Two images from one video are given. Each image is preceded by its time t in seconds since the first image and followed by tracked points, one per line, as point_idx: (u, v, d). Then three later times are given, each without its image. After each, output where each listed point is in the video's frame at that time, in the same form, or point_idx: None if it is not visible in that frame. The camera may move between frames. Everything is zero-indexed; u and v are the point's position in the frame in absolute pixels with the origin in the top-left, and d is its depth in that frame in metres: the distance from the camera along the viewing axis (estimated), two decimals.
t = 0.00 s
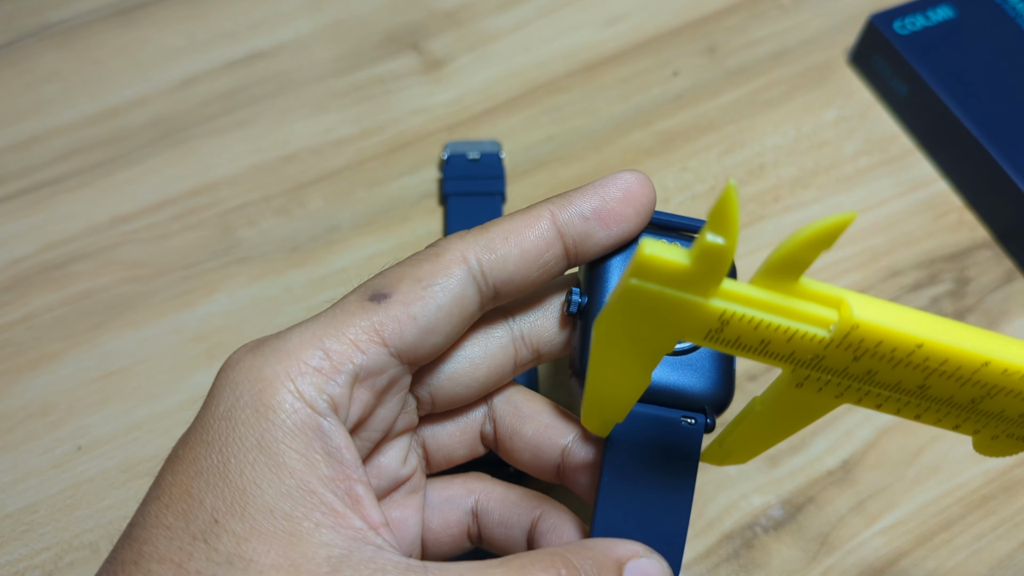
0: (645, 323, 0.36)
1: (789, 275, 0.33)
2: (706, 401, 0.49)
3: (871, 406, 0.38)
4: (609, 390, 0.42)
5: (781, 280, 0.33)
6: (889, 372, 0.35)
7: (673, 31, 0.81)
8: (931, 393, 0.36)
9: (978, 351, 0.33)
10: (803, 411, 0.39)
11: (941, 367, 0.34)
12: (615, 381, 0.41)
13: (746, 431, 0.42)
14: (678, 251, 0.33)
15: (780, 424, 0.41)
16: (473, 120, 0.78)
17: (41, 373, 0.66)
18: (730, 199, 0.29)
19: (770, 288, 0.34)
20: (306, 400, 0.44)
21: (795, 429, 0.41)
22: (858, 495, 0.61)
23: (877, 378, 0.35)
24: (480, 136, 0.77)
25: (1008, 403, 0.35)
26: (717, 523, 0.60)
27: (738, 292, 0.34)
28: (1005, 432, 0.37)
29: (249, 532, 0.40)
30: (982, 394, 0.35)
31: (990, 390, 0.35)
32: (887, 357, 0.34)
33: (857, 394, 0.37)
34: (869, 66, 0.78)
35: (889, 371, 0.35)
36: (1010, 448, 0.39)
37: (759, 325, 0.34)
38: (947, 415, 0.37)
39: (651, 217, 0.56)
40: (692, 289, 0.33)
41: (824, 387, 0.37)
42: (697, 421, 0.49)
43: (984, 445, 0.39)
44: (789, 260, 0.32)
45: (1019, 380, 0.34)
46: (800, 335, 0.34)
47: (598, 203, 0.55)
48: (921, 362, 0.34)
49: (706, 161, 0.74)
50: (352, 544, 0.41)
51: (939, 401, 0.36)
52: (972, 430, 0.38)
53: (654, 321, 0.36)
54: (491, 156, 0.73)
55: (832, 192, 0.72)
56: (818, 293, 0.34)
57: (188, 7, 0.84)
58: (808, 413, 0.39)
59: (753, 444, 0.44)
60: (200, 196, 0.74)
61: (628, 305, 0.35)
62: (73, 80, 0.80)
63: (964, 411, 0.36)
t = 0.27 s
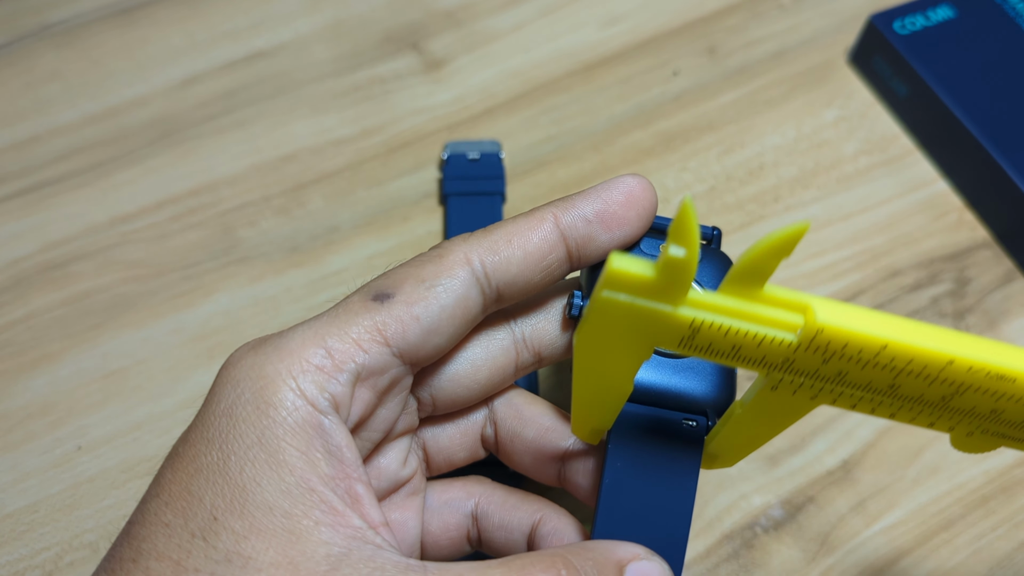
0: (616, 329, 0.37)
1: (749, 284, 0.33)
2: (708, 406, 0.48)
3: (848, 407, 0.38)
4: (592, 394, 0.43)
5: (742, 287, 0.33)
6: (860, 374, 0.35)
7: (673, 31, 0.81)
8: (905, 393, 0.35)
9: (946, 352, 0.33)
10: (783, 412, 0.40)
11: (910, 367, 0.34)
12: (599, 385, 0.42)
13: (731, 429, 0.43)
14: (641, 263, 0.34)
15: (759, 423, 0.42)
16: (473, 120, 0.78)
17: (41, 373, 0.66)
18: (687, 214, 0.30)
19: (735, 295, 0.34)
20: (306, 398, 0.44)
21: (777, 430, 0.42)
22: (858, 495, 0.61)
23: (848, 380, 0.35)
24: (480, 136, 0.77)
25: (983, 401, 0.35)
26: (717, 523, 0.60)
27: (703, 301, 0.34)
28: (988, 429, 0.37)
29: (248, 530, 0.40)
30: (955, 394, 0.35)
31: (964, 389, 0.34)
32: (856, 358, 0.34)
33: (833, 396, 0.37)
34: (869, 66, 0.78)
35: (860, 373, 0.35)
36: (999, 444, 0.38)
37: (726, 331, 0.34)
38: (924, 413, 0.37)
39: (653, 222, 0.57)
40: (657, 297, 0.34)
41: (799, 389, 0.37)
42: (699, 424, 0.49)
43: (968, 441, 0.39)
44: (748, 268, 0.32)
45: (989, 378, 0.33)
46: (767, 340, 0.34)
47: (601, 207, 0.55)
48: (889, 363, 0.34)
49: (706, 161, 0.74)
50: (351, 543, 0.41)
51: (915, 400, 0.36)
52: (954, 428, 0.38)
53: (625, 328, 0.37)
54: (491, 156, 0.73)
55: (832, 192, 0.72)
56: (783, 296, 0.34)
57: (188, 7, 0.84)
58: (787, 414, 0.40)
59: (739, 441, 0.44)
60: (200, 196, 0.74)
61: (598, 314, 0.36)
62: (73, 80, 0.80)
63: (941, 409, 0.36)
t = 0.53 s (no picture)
0: (620, 307, 0.37)
1: (748, 246, 0.35)
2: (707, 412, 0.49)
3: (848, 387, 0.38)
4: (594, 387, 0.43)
5: (741, 251, 0.35)
6: (859, 346, 0.36)
7: (673, 30, 0.81)
8: (903, 367, 0.37)
9: (941, 316, 0.35)
10: (784, 398, 0.40)
11: (906, 336, 0.35)
12: (602, 376, 0.42)
13: (734, 423, 0.43)
14: (645, 228, 0.35)
15: (763, 414, 0.41)
16: (473, 120, 0.78)
17: (41, 373, 0.66)
18: (685, 170, 0.31)
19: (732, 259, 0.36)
20: (315, 395, 0.44)
21: (782, 419, 0.41)
22: (858, 495, 0.61)
23: (848, 353, 0.37)
24: (480, 137, 0.77)
25: (977, 372, 0.36)
26: (717, 523, 0.60)
27: (705, 268, 0.35)
28: (985, 409, 0.38)
29: (254, 522, 0.40)
30: (951, 366, 0.36)
31: (960, 359, 0.36)
32: (854, 326, 0.36)
33: (835, 375, 0.38)
34: (869, 66, 0.78)
35: (858, 344, 0.36)
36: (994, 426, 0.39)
37: (728, 300, 0.35)
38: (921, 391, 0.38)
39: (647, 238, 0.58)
40: (661, 265, 0.35)
41: (801, 369, 0.38)
42: (700, 429, 0.49)
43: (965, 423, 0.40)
44: (749, 227, 0.34)
45: (981, 345, 0.35)
46: (767, 308, 0.36)
47: (599, 225, 0.57)
48: (887, 330, 0.35)
49: (706, 161, 0.74)
50: (356, 537, 0.41)
51: (913, 375, 0.37)
52: (953, 410, 0.38)
53: (629, 303, 0.37)
54: (491, 156, 0.73)
55: (832, 192, 0.72)
56: (779, 265, 0.36)
57: (188, 7, 0.84)
58: (790, 400, 0.40)
59: (743, 438, 0.44)
60: (200, 196, 0.74)
61: (603, 288, 0.36)
62: (73, 80, 0.80)
63: (938, 384, 0.37)
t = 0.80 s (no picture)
0: (613, 287, 0.40)
1: (730, 223, 0.38)
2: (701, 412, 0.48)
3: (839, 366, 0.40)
4: (590, 374, 0.44)
5: (724, 228, 0.38)
6: (844, 320, 0.39)
7: (673, 30, 0.81)
8: (888, 340, 0.39)
9: (920, 285, 0.37)
10: (777, 380, 0.42)
11: (889, 306, 0.38)
12: (597, 363, 0.43)
13: (730, 411, 0.44)
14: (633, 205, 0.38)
15: (757, 397, 0.43)
16: (473, 120, 0.78)
17: (41, 373, 0.66)
18: (667, 144, 0.33)
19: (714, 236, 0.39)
20: (309, 391, 0.44)
21: (776, 402, 0.43)
22: (858, 495, 0.61)
23: (834, 328, 0.39)
24: (480, 136, 0.77)
25: (960, 342, 0.38)
26: (717, 523, 0.60)
27: (690, 244, 0.38)
28: (972, 383, 0.40)
29: (248, 515, 0.40)
30: (934, 337, 0.38)
31: (941, 329, 0.38)
32: (837, 298, 0.38)
33: (823, 352, 0.40)
34: (869, 66, 0.78)
35: (843, 317, 0.38)
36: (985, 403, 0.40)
37: (714, 274, 0.38)
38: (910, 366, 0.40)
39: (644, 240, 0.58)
40: (649, 241, 0.38)
41: (790, 348, 0.40)
42: (693, 428, 0.48)
43: (955, 402, 0.41)
44: (729, 201, 0.36)
45: (960, 313, 0.37)
46: (753, 282, 0.38)
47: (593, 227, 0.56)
48: (869, 301, 0.38)
49: (706, 161, 0.74)
50: (348, 531, 0.41)
51: (898, 349, 0.39)
52: (942, 386, 0.40)
53: (622, 283, 0.39)
54: (491, 156, 0.73)
55: (832, 192, 0.72)
56: (761, 244, 0.39)
57: (189, 7, 0.84)
58: (783, 381, 0.42)
59: (739, 426, 0.45)
60: (200, 196, 0.74)
61: (596, 268, 0.39)
62: (73, 80, 0.80)
63: (924, 358, 0.39)
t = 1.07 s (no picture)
0: (599, 275, 0.40)
1: (714, 208, 0.38)
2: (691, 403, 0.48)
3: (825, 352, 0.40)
4: (578, 366, 0.44)
5: (708, 214, 0.38)
6: (829, 304, 0.39)
7: (673, 30, 0.81)
8: (872, 325, 0.39)
9: (904, 268, 0.37)
10: (765, 368, 0.42)
11: (873, 289, 0.38)
12: (585, 354, 0.43)
13: (717, 400, 0.44)
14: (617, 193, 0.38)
15: (743, 386, 0.43)
16: (473, 120, 0.78)
17: (41, 373, 0.66)
18: (650, 128, 0.34)
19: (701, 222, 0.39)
20: (300, 383, 0.45)
21: (766, 390, 0.43)
22: (857, 494, 0.61)
23: (819, 314, 0.39)
24: (480, 136, 0.77)
25: (943, 326, 0.38)
26: (717, 523, 0.60)
27: (675, 230, 0.39)
28: (958, 368, 0.40)
29: (238, 506, 0.40)
30: (918, 321, 0.38)
31: (925, 312, 0.38)
32: (821, 283, 0.38)
33: (809, 338, 0.40)
34: (869, 66, 0.78)
35: (828, 302, 0.39)
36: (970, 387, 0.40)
37: (699, 260, 0.39)
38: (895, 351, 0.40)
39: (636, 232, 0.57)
40: (635, 227, 0.38)
41: (776, 334, 0.40)
42: (684, 421, 0.48)
43: (941, 387, 0.41)
44: (715, 188, 0.37)
45: (942, 295, 0.38)
46: (737, 267, 0.39)
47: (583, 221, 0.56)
48: (854, 284, 0.38)
49: (706, 160, 0.74)
50: (338, 520, 0.41)
51: (883, 333, 0.39)
52: (927, 370, 0.40)
53: (608, 270, 0.39)
54: (491, 156, 0.73)
55: (832, 192, 0.72)
56: (745, 230, 0.39)
57: (189, 7, 0.84)
58: (770, 369, 0.42)
59: (726, 415, 0.45)
60: (200, 196, 0.74)
61: (582, 255, 0.39)
62: (73, 80, 0.80)
63: (909, 342, 0.39)
